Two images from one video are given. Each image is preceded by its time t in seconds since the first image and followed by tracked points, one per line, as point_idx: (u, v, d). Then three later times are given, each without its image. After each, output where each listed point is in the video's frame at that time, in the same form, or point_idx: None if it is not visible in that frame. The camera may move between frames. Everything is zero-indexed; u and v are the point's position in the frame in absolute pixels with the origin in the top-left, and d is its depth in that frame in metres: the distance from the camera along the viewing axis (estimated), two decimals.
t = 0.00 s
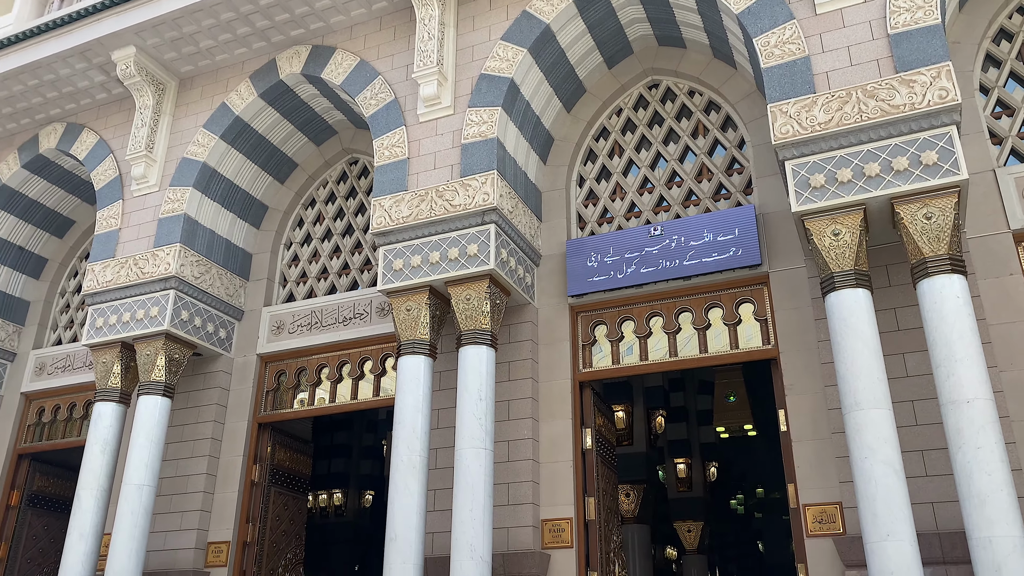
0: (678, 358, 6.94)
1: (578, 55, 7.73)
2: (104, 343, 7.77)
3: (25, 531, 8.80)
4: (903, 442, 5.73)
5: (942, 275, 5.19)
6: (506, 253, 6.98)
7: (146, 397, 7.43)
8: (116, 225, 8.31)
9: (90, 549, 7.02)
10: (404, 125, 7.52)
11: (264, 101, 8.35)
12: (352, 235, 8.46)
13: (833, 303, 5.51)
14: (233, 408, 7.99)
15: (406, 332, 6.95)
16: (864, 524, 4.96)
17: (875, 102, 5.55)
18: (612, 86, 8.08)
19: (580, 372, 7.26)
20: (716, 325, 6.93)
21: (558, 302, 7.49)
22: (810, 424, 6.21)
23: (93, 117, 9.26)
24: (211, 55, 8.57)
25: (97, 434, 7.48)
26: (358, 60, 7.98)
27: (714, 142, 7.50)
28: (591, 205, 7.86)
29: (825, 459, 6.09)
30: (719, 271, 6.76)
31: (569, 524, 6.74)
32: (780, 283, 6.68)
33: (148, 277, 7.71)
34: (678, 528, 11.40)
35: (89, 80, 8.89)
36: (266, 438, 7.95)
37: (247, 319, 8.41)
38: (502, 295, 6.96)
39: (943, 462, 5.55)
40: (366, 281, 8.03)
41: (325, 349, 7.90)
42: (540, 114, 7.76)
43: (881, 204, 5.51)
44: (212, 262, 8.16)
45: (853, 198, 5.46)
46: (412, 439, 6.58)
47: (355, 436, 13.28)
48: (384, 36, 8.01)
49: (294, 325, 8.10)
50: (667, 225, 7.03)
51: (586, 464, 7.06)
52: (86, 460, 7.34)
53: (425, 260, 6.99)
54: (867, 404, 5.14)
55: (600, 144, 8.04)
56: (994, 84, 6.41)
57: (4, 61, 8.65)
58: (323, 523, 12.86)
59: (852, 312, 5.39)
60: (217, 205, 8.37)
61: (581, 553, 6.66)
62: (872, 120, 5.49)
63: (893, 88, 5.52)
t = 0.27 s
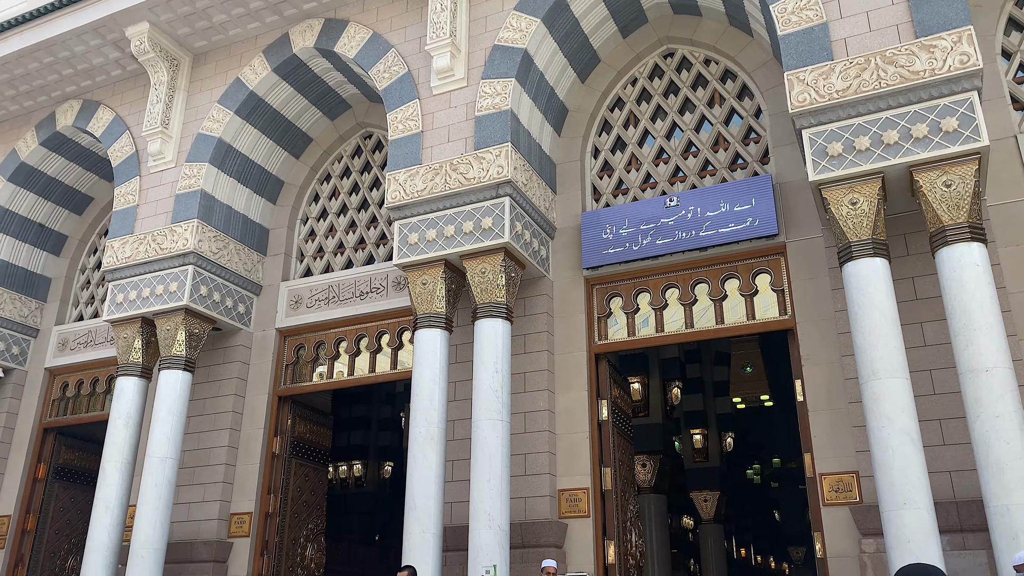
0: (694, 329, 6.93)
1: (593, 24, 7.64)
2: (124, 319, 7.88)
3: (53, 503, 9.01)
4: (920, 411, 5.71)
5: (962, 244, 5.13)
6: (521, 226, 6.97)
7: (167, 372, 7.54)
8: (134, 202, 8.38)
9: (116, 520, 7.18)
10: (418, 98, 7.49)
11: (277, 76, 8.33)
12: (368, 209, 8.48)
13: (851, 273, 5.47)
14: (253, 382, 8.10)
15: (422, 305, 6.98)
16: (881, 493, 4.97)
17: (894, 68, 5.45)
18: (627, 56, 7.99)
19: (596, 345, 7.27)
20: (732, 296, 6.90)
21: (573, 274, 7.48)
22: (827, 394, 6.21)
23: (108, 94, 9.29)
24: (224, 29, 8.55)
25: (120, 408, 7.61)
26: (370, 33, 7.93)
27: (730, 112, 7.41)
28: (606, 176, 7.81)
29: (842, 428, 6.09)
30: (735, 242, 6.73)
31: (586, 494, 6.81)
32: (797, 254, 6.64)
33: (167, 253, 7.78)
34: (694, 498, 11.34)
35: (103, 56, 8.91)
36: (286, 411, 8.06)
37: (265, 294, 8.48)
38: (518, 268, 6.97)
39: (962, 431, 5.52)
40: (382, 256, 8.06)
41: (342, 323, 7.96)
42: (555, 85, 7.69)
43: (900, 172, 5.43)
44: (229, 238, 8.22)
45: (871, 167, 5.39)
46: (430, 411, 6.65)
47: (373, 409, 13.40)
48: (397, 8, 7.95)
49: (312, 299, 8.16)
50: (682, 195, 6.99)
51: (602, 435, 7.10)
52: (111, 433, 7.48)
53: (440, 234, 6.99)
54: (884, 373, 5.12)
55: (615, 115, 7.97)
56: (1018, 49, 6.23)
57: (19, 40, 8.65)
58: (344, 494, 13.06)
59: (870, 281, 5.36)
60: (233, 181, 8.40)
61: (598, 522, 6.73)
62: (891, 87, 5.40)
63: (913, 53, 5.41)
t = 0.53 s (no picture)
0: (711, 301, 6.88)
1: None
2: (142, 294, 7.95)
3: (77, 476, 9.18)
4: (939, 381, 5.66)
5: (983, 213, 5.04)
6: (536, 198, 6.93)
7: (186, 347, 7.62)
8: (149, 177, 8.41)
9: (138, 493, 7.31)
10: (430, 69, 7.43)
11: (290, 49, 8.29)
12: (382, 183, 8.46)
13: (869, 243, 5.40)
14: (271, 356, 8.16)
15: (437, 279, 6.99)
16: (899, 464, 4.96)
17: (915, 33, 5.33)
18: (642, 24, 7.85)
19: (612, 317, 7.24)
20: (749, 267, 6.84)
21: (588, 246, 7.44)
22: (844, 365, 6.17)
23: (121, 70, 9.28)
24: (236, 3, 8.50)
25: (140, 382, 7.71)
26: (382, 4, 7.86)
27: (747, 80, 7.29)
28: (622, 147, 7.73)
29: (859, 399, 6.06)
30: (752, 213, 6.65)
31: (602, 465, 6.83)
32: (815, 224, 6.56)
33: (183, 228, 7.81)
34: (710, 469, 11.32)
35: (116, 31, 8.89)
36: (304, 384, 8.13)
37: (281, 268, 8.52)
38: (532, 241, 6.94)
39: (981, 401, 5.47)
40: (397, 230, 8.05)
41: (358, 298, 7.98)
42: (568, 55, 7.59)
43: (920, 140, 5.33)
44: (245, 213, 8.24)
45: (891, 134, 5.29)
46: (446, 384, 6.68)
47: (390, 382, 13.48)
48: None
49: (328, 274, 8.19)
50: (699, 165, 6.91)
51: (618, 407, 7.11)
52: (131, 407, 7.59)
53: (454, 207, 6.97)
54: (903, 343, 5.08)
55: (630, 85, 7.86)
56: None
57: (31, 16, 8.63)
58: (362, 466, 13.21)
59: (889, 251, 5.29)
60: (247, 156, 8.40)
61: (614, 494, 6.77)
62: (911, 53, 5.28)
63: (934, 18, 5.29)
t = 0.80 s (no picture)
0: (726, 273, 6.85)
1: None
2: (160, 270, 8.01)
3: (99, 449, 9.35)
4: (957, 352, 5.62)
5: (1003, 181, 4.96)
6: (550, 171, 6.90)
7: (204, 322, 7.69)
8: (164, 153, 8.44)
9: (160, 465, 7.44)
10: (443, 41, 7.37)
11: (302, 23, 8.24)
12: (395, 157, 8.44)
13: (887, 213, 5.35)
14: (288, 330, 8.23)
15: (451, 253, 6.99)
16: (915, 434, 4.95)
17: None
18: None
19: (627, 290, 7.23)
20: (766, 239, 6.79)
21: (603, 219, 7.41)
22: (861, 337, 6.14)
23: (135, 45, 9.28)
24: None
25: (160, 357, 7.80)
26: None
27: (764, 49, 7.18)
28: (637, 118, 7.66)
29: (876, 370, 6.03)
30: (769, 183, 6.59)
31: (617, 437, 6.86)
32: (832, 194, 6.49)
33: (198, 204, 7.85)
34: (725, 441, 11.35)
35: (128, 6, 8.87)
36: (321, 358, 8.20)
37: (296, 243, 8.56)
38: (547, 214, 6.93)
39: (999, 371, 5.43)
40: (411, 204, 8.05)
41: (373, 272, 8.01)
42: (582, 25, 7.50)
43: (940, 108, 5.25)
44: (259, 188, 8.26)
45: (911, 102, 5.20)
46: (461, 357, 6.72)
47: (406, 356, 13.57)
48: None
49: (343, 248, 8.21)
50: (714, 136, 6.84)
51: (633, 380, 7.12)
52: (151, 381, 7.70)
53: (468, 180, 6.95)
54: (920, 314, 5.05)
55: (645, 55, 7.76)
56: None
57: None
58: (379, 439, 13.36)
59: (906, 221, 5.23)
60: (261, 131, 8.41)
61: (629, 465, 6.80)
62: (931, 19, 5.19)
63: None
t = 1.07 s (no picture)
0: (740, 246, 6.81)
1: None
2: (175, 245, 8.06)
3: (118, 423, 9.48)
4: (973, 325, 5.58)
5: (1022, 151, 4.89)
6: (562, 144, 6.86)
7: (219, 297, 7.74)
8: (177, 129, 8.45)
9: (178, 439, 7.54)
10: (454, 14, 7.33)
11: None
12: (407, 131, 8.41)
13: (903, 184, 5.29)
14: (302, 305, 8.28)
15: (464, 227, 6.99)
16: (929, 406, 4.95)
17: None
18: None
19: (640, 264, 7.21)
20: (780, 211, 6.73)
21: (616, 192, 7.37)
22: (876, 309, 6.11)
23: (146, 21, 9.25)
24: None
25: (176, 332, 7.88)
26: None
27: (779, 18, 7.07)
28: (650, 90, 7.58)
29: (891, 343, 6.01)
30: (783, 155, 6.53)
31: (630, 411, 6.88)
32: (847, 165, 6.43)
33: (212, 179, 7.87)
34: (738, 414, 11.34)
35: None
36: (335, 333, 8.26)
37: (310, 218, 8.57)
38: (559, 188, 6.90)
39: (1016, 343, 5.39)
40: (423, 178, 8.03)
41: (386, 247, 8.03)
42: None
43: (958, 77, 5.17)
44: (272, 163, 8.27)
45: (928, 72, 5.13)
46: (475, 331, 6.75)
47: (419, 332, 13.62)
48: None
49: (356, 223, 8.22)
50: (728, 108, 6.78)
51: (646, 354, 7.12)
52: (168, 356, 7.78)
53: (480, 154, 6.92)
54: (936, 286, 5.02)
55: (658, 25, 7.66)
56: None
57: None
58: (394, 413, 13.47)
59: (923, 193, 5.18)
60: (273, 106, 8.40)
61: (642, 438, 6.83)
62: None
63: None
